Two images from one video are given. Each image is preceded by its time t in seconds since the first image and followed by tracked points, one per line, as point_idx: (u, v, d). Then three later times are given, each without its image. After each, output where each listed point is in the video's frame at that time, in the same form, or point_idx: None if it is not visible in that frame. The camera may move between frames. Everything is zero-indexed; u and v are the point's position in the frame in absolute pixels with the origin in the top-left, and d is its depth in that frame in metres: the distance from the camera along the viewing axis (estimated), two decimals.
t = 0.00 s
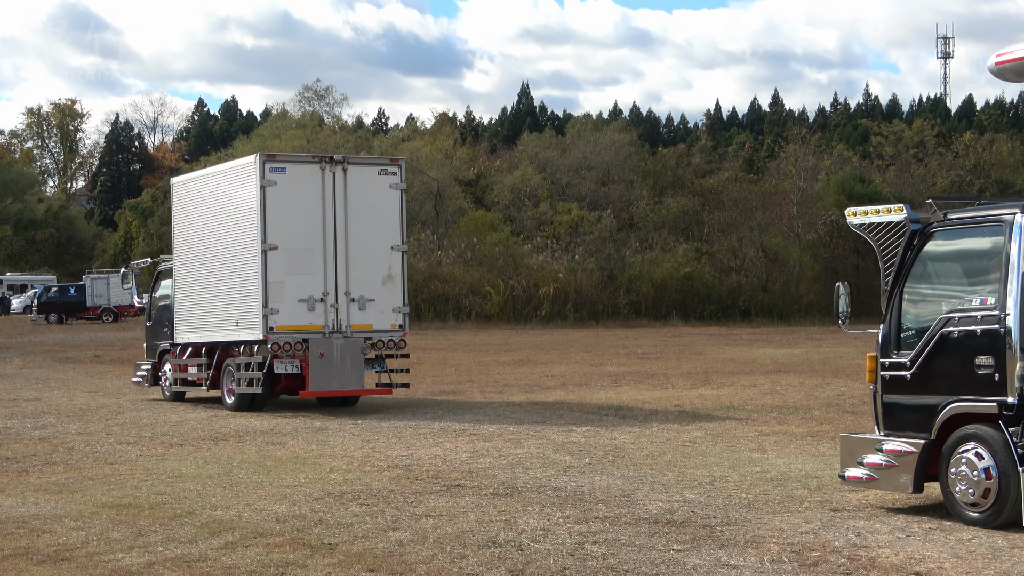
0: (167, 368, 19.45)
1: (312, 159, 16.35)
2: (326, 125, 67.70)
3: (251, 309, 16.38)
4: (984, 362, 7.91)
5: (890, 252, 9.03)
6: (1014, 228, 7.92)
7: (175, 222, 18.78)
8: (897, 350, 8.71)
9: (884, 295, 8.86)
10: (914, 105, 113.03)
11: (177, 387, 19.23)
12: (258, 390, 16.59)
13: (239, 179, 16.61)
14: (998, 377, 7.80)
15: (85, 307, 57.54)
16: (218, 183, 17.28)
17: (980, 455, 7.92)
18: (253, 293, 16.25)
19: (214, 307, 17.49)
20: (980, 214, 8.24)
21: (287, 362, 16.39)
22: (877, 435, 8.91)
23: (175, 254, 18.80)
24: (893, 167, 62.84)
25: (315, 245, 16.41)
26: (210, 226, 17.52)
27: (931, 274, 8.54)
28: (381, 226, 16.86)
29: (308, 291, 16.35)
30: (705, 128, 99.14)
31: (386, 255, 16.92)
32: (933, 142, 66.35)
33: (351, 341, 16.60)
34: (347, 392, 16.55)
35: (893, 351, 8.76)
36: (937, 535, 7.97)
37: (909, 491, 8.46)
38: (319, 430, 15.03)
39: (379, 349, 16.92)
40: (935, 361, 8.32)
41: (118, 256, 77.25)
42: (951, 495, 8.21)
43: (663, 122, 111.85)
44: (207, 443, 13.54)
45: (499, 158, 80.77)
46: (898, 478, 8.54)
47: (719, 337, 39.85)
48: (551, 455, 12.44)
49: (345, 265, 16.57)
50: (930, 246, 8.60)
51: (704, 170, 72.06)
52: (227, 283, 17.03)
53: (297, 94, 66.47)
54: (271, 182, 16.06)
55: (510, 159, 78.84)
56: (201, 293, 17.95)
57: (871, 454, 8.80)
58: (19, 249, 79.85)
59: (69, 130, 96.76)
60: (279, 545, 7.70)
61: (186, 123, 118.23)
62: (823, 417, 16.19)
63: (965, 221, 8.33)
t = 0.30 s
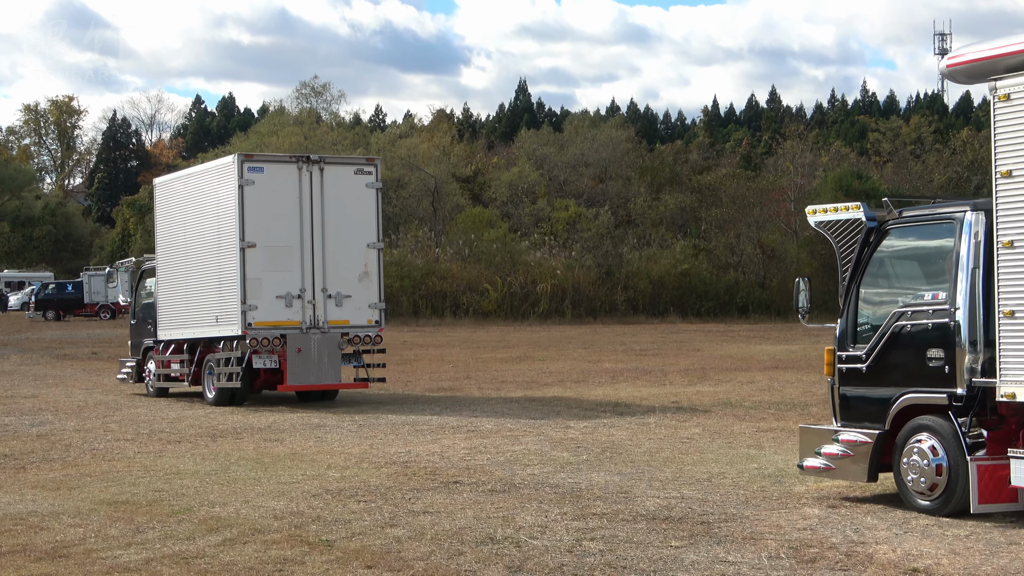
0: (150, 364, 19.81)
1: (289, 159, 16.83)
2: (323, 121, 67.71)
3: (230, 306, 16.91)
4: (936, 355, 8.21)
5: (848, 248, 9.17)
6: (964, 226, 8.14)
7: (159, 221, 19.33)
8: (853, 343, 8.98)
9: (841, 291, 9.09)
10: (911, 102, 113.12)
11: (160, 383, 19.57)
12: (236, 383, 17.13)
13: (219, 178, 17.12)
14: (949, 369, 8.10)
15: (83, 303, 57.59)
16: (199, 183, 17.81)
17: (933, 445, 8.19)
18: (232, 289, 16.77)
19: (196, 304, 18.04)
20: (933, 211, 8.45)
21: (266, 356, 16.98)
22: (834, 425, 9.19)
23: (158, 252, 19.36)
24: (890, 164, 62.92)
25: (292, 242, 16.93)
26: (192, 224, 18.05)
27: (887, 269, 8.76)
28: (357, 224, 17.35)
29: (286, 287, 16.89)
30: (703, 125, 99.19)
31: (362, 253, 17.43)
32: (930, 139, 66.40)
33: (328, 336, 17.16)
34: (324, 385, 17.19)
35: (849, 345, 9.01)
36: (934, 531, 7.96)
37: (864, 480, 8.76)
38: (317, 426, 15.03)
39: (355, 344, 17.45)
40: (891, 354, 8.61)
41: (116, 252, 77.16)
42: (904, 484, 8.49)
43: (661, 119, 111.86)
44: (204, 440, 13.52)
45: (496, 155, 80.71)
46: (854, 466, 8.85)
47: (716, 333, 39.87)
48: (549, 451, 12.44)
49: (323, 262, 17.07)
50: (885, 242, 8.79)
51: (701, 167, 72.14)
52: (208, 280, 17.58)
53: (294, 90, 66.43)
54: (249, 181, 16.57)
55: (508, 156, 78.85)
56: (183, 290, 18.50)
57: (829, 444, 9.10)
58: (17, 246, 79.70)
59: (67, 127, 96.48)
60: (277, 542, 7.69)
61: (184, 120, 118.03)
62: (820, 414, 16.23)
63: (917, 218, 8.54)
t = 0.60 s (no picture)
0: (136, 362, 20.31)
1: (265, 160, 17.26)
2: (323, 119, 67.62)
3: (211, 305, 17.34)
4: (892, 349, 8.59)
5: (809, 246, 9.48)
6: (919, 224, 8.48)
7: (142, 225, 19.82)
8: (814, 338, 9.36)
9: (802, 286, 9.46)
10: (912, 99, 113.03)
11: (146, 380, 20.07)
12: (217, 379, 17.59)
13: (197, 181, 17.57)
14: (904, 363, 8.48)
15: (83, 301, 57.61)
16: (179, 187, 18.26)
17: (887, 435, 8.59)
18: (212, 289, 17.21)
19: (178, 304, 18.50)
20: (890, 211, 8.80)
21: (247, 353, 17.39)
22: (796, 417, 9.58)
23: (142, 254, 19.84)
24: (890, 161, 62.85)
25: (271, 241, 17.35)
26: (172, 227, 18.53)
27: (849, 265, 9.10)
28: (333, 223, 17.75)
29: (265, 285, 17.30)
30: (702, 122, 99.09)
31: (339, 249, 17.82)
32: (930, 136, 66.32)
33: (307, 332, 17.48)
34: (304, 381, 17.49)
35: (810, 339, 9.40)
36: (935, 527, 7.96)
37: (824, 471, 9.15)
38: (317, 424, 15.03)
39: (334, 340, 17.79)
40: (849, 348, 8.99)
41: (115, 250, 76.99)
42: (862, 476, 8.85)
43: (660, 116, 111.75)
44: (204, 438, 13.52)
45: (495, 152, 80.72)
46: (814, 458, 9.23)
47: (717, 330, 39.79)
48: (549, 449, 12.44)
49: (300, 261, 17.49)
50: (845, 240, 9.16)
51: (701, 164, 72.09)
52: (189, 281, 18.03)
53: (294, 89, 66.40)
54: (226, 183, 17.00)
55: (507, 153, 78.71)
56: (167, 291, 18.98)
57: (791, 436, 9.47)
58: (16, 244, 79.54)
59: (66, 125, 96.12)
60: (277, 540, 7.70)
61: (182, 119, 117.84)
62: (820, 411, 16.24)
63: (876, 216, 8.89)
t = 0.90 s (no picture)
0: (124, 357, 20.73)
1: (249, 161, 17.62)
2: (324, 117, 67.59)
3: (196, 302, 17.76)
4: (851, 346, 8.85)
5: (773, 244, 9.70)
6: (878, 224, 8.74)
7: (131, 222, 20.25)
8: (778, 336, 9.58)
9: (768, 284, 9.66)
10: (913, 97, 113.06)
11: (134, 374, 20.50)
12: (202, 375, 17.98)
13: (183, 180, 17.95)
14: (862, 360, 8.77)
15: (84, 298, 57.59)
16: (166, 186, 18.66)
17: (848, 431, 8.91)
18: (196, 286, 17.61)
19: (164, 301, 18.92)
20: (853, 210, 9.01)
21: (230, 350, 17.80)
22: (762, 413, 9.84)
23: (131, 251, 20.26)
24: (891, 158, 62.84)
25: (255, 241, 17.73)
26: (160, 225, 18.95)
27: (811, 263, 9.32)
28: (316, 223, 18.15)
29: (249, 284, 17.70)
30: (704, 120, 99.12)
31: (322, 249, 18.21)
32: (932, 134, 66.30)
33: (289, 330, 17.92)
34: (287, 377, 17.93)
35: (775, 337, 9.62)
36: (936, 525, 7.96)
37: (787, 464, 9.45)
38: (318, 421, 15.03)
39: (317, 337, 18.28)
40: (812, 345, 9.23)
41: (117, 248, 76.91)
42: (824, 468, 9.19)
43: (661, 113, 111.79)
44: (205, 435, 13.52)
45: (497, 150, 80.67)
46: (777, 452, 9.51)
47: (718, 328, 39.77)
48: (550, 446, 12.44)
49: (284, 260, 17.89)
50: (808, 240, 9.36)
51: (702, 161, 72.22)
52: (175, 278, 18.45)
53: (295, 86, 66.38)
54: (212, 183, 17.38)
55: (509, 150, 78.68)
56: (153, 287, 19.41)
57: (756, 431, 9.77)
58: (17, 241, 79.44)
59: (67, 122, 95.95)
60: (278, 537, 7.70)
61: (183, 116, 117.71)
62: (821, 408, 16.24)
63: (839, 216, 9.09)
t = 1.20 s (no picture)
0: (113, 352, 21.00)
1: (238, 161, 18.03)
2: (325, 114, 67.62)
3: (182, 298, 18.11)
4: (812, 342, 9.09)
5: (738, 242, 9.84)
6: (836, 223, 8.97)
7: (121, 221, 20.60)
8: (744, 332, 9.79)
9: (733, 279, 9.87)
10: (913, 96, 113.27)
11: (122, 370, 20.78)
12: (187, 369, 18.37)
13: (173, 179, 18.34)
14: (824, 356, 9.00)
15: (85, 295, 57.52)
16: (156, 185, 19.03)
17: (810, 424, 9.12)
18: (184, 283, 17.98)
19: (152, 297, 19.27)
20: (816, 211, 9.21)
21: (216, 345, 18.18)
22: (729, 407, 10.05)
23: (121, 249, 20.61)
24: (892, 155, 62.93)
25: (242, 239, 18.14)
26: (149, 224, 19.31)
27: (776, 260, 9.54)
28: (303, 223, 18.58)
29: (235, 281, 18.09)
30: (705, 117, 99.30)
31: (308, 248, 18.64)
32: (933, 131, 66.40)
33: (275, 327, 18.36)
34: (271, 372, 18.37)
35: (740, 333, 9.84)
36: (937, 522, 7.96)
37: (752, 457, 9.66)
38: (320, 419, 15.02)
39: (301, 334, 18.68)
40: (775, 342, 9.47)
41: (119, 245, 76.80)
42: (788, 460, 9.42)
43: (662, 111, 112.00)
44: (206, 433, 13.51)
45: (497, 148, 80.68)
46: (744, 445, 9.74)
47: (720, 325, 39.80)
48: (551, 443, 12.45)
49: (270, 258, 18.30)
50: (773, 238, 9.59)
51: (704, 159, 72.59)
52: (163, 275, 18.80)
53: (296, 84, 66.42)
54: (201, 182, 17.77)
55: (510, 148, 78.75)
56: (142, 285, 19.77)
57: (722, 425, 9.98)
58: (18, 239, 79.32)
59: (68, 119, 95.81)
60: (279, 534, 7.71)
61: (184, 114, 117.61)
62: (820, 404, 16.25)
63: (804, 215, 9.29)
